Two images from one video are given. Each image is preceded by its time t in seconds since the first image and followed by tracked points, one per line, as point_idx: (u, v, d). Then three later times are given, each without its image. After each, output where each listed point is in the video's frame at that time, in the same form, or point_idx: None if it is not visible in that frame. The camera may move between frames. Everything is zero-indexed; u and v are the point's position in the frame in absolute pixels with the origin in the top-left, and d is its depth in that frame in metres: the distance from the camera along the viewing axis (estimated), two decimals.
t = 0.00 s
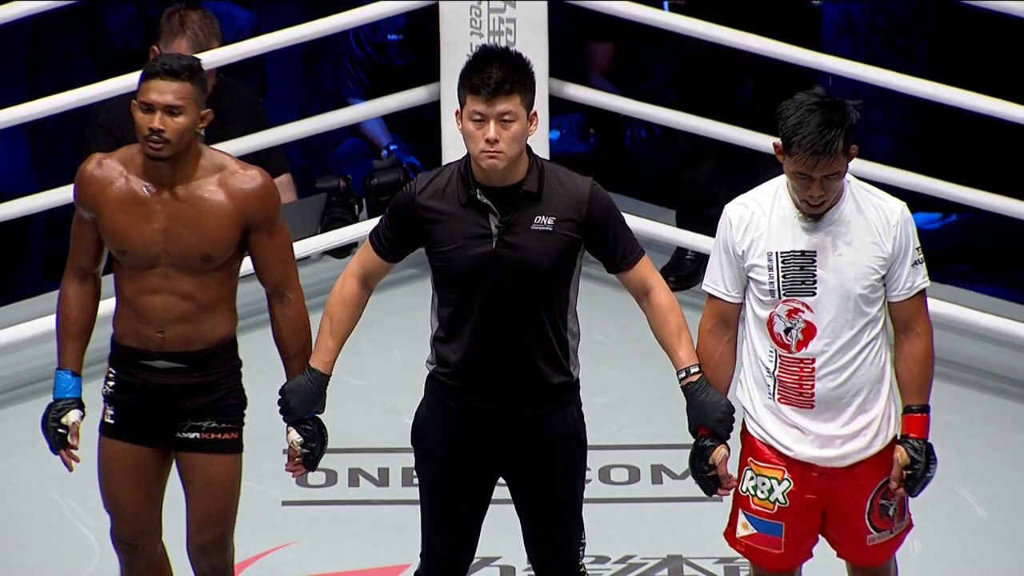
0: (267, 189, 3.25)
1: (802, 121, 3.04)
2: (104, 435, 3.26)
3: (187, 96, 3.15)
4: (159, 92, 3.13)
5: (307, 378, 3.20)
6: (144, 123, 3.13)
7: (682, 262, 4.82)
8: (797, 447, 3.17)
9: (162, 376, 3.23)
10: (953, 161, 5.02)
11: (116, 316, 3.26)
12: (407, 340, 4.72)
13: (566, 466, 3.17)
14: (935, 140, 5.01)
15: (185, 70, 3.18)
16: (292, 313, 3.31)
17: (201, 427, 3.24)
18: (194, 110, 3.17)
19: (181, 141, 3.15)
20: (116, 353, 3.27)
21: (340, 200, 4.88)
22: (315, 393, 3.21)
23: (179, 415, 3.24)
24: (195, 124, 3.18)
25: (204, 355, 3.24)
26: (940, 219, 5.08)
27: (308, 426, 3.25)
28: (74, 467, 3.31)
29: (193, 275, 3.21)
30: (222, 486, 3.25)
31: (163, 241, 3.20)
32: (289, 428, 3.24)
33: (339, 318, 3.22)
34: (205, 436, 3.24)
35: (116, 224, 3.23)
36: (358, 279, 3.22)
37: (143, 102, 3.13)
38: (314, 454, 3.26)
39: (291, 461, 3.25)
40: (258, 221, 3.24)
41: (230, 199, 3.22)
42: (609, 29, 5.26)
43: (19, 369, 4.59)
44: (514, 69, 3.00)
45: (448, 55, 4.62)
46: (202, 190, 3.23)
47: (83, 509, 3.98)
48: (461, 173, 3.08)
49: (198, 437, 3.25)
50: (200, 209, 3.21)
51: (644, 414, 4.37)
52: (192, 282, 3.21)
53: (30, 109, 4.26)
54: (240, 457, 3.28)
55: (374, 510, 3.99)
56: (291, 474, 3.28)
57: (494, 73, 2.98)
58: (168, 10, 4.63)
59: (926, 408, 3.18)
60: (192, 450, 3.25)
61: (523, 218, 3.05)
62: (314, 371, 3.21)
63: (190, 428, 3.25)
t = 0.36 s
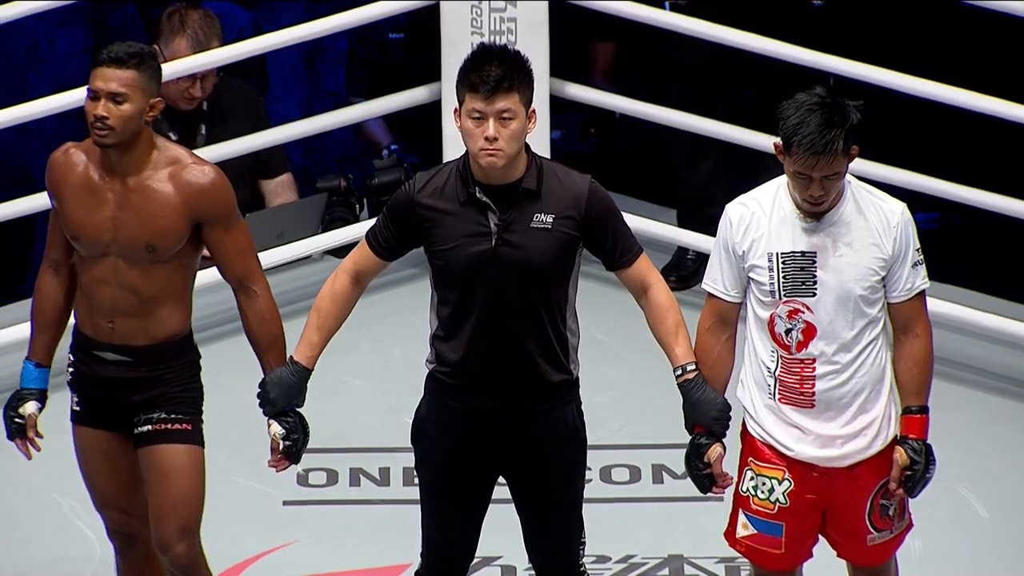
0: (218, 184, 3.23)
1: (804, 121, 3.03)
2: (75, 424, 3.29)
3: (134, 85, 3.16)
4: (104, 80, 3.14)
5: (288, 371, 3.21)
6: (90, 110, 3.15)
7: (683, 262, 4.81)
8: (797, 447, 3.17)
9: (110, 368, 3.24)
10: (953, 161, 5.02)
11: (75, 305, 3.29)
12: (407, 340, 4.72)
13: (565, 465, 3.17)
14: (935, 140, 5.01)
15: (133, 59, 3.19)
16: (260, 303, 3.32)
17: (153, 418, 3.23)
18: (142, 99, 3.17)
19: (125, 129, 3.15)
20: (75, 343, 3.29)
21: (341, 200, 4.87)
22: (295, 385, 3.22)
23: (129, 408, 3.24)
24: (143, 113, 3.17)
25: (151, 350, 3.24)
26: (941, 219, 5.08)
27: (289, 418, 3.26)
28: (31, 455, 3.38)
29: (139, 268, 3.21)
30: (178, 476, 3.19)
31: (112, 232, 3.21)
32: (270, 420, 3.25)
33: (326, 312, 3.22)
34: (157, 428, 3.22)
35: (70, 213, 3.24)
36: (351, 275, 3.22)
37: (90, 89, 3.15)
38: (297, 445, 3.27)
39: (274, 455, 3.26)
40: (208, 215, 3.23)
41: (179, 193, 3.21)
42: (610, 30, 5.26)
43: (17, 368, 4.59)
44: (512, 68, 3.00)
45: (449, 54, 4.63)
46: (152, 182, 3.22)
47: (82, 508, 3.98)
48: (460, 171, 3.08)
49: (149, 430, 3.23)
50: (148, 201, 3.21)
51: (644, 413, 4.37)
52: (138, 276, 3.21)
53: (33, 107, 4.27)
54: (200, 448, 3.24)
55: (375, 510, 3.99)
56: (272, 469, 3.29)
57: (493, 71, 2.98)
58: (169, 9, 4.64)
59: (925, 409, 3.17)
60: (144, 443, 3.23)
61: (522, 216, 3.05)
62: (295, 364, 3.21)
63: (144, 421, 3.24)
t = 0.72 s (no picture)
0: (207, 177, 3.23)
1: (802, 121, 3.03)
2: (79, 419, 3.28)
3: (110, 91, 3.13)
4: (79, 90, 3.11)
5: (281, 362, 3.22)
6: (71, 119, 3.13)
7: (685, 262, 4.82)
8: (798, 446, 3.16)
9: (113, 361, 3.24)
10: (956, 161, 5.02)
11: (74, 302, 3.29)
12: (410, 339, 4.72)
13: (565, 463, 3.16)
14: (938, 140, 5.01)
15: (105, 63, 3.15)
16: (250, 295, 3.32)
17: (161, 411, 3.25)
18: (121, 102, 3.15)
19: (108, 135, 3.13)
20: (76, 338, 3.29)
21: (343, 199, 4.91)
22: (287, 376, 3.23)
23: (135, 401, 3.25)
24: (123, 116, 3.16)
25: (155, 342, 3.25)
26: (943, 219, 5.08)
27: (280, 409, 3.24)
28: (30, 443, 3.44)
29: (136, 263, 3.21)
30: (190, 471, 3.23)
31: (105, 228, 3.21)
32: (261, 411, 3.24)
33: (321, 306, 3.22)
34: (165, 422, 3.24)
35: (63, 212, 3.24)
36: (347, 271, 3.22)
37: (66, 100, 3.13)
38: (288, 438, 3.24)
39: (265, 447, 3.24)
40: (199, 209, 3.23)
41: (168, 187, 3.21)
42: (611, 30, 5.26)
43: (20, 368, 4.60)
44: (510, 66, 3.00)
45: (451, 53, 4.63)
46: (139, 178, 3.21)
47: (84, 508, 3.99)
48: (459, 169, 3.08)
49: (158, 423, 3.25)
50: (138, 197, 3.20)
51: (646, 413, 4.37)
52: (135, 270, 3.21)
53: (37, 106, 4.28)
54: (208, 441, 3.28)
55: (377, 509, 3.99)
56: (262, 461, 3.26)
57: (490, 69, 2.98)
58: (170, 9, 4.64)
59: (926, 409, 3.17)
60: (153, 437, 3.25)
61: (521, 214, 3.05)
62: (288, 356, 3.22)
63: (150, 414, 3.25)
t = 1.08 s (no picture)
0: (240, 176, 3.26)
1: (802, 119, 3.03)
2: (100, 422, 3.27)
3: (155, 99, 3.13)
4: (126, 100, 3.10)
5: (289, 363, 3.25)
6: (116, 128, 3.12)
7: (687, 261, 4.82)
8: (800, 445, 3.16)
9: (142, 363, 3.25)
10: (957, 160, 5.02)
11: (95, 307, 3.26)
12: (412, 338, 4.73)
13: (567, 461, 3.17)
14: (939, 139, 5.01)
15: (150, 71, 3.13)
16: (272, 295, 3.33)
17: (188, 411, 3.26)
18: (163, 108, 3.15)
19: (153, 143, 3.14)
20: (99, 343, 3.28)
21: (345, 200, 4.89)
22: (297, 377, 3.26)
23: (163, 401, 3.25)
24: (165, 123, 3.16)
25: (185, 341, 3.27)
26: (945, 218, 5.08)
27: (290, 410, 3.28)
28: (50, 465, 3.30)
29: (170, 265, 3.22)
30: (214, 469, 3.25)
31: (137, 231, 3.20)
32: (272, 411, 3.27)
33: (329, 305, 3.23)
34: (192, 421, 3.26)
35: (91, 216, 3.21)
36: (354, 270, 3.23)
37: (112, 109, 3.11)
38: (298, 438, 3.28)
39: (274, 446, 3.29)
40: (232, 208, 3.25)
41: (204, 187, 3.23)
42: (614, 29, 5.26)
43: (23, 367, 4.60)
44: (513, 64, 3.00)
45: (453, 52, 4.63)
46: (174, 179, 3.23)
47: (87, 507, 3.99)
48: (461, 168, 3.08)
49: (184, 423, 3.26)
50: (174, 198, 3.22)
51: (648, 412, 4.37)
52: (169, 272, 3.22)
53: (39, 106, 4.28)
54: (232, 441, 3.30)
55: (379, 509, 3.99)
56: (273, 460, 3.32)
57: (493, 68, 2.98)
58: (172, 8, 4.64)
59: (928, 407, 3.17)
60: (179, 436, 3.27)
61: (524, 213, 3.05)
62: (297, 357, 3.25)
63: (177, 413, 3.26)
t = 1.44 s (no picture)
0: (285, 182, 3.30)
1: (801, 116, 3.03)
2: (128, 437, 3.25)
3: (227, 103, 3.14)
4: (203, 101, 3.10)
5: (311, 370, 3.25)
6: (187, 130, 3.12)
7: (689, 259, 4.82)
8: (803, 443, 3.16)
9: (185, 374, 3.24)
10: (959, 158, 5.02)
11: (135, 316, 3.24)
12: (415, 336, 4.72)
13: (570, 459, 3.17)
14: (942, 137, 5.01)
15: (224, 75, 3.15)
16: (301, 303, 3.38)
17: (227, 422, 3.27)
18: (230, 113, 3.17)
19: (221, 145, 3.16)
20: (137, 357, 3.25)
21: (347, 197, 4.90)
22: (320, 383, 3.26)
23: (202, 412, 3.25)
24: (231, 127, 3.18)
25: (228, 349, 3.27)
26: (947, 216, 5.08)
27: (313, 417, 3.29)
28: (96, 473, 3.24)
29: (220, 270, 3.23)
30: (244, 481, 3.26)
31: (189, 236, 3.21)
32: (295, 419, 3.29)
33: (344, 312, 3.25)
34: (230, 432, 3.27)
35: (140, 223, 3.21)
36: (366, 274, 3.24)
37: (185, 109, 3.11)
38: (320, 445, 3.30)
39: (297, 453, 3.29)
40: (279, 213, 3.30)
41: (256, 192, 3.27)
42: (614, 27, 5.26)
43: (25, 365, 4.60)
44: (516, 62, 3.00)
45: (455, 50, 4.62)
46: (226, 184, 3.26)
47: (90, 506, 3.99)
48: (465, 166, 3.08)
49: (222, 434, 3.27)
50: (227, 203, 3.24)
51: (650, 410, 4.37)
52: (218, 278, 3.23)
53: (35, 106, 4.26)
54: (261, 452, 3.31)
55: (382, 507, 3.99)
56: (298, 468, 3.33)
57: (496, 66, 2.98)
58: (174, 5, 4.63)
59: (931, 405, 3.17)
60: (214, 446, 3.27)
61: (528, 210, 3.05)
62: (318, 363, 3.26)
63: (214, 424, 3.26)
